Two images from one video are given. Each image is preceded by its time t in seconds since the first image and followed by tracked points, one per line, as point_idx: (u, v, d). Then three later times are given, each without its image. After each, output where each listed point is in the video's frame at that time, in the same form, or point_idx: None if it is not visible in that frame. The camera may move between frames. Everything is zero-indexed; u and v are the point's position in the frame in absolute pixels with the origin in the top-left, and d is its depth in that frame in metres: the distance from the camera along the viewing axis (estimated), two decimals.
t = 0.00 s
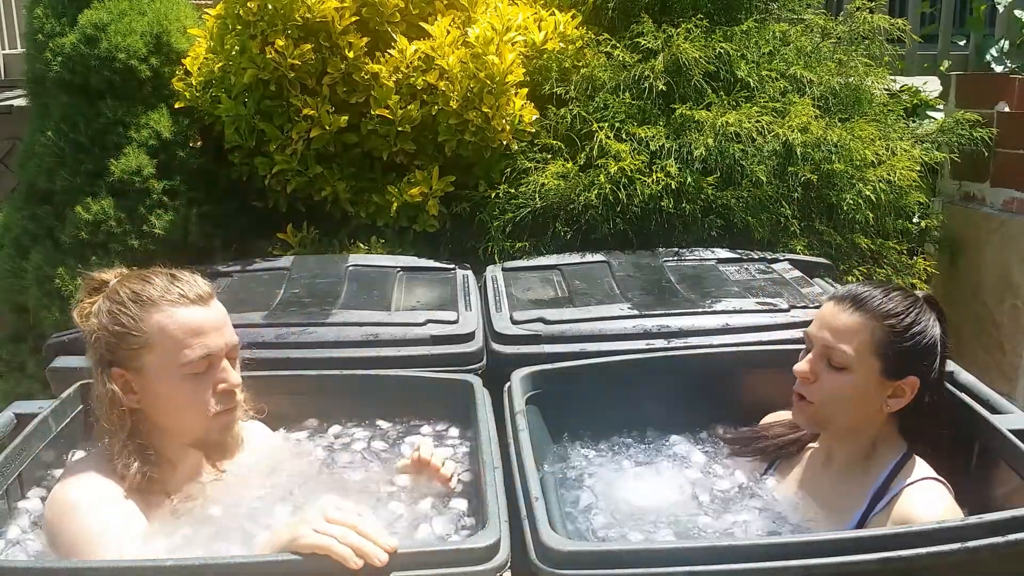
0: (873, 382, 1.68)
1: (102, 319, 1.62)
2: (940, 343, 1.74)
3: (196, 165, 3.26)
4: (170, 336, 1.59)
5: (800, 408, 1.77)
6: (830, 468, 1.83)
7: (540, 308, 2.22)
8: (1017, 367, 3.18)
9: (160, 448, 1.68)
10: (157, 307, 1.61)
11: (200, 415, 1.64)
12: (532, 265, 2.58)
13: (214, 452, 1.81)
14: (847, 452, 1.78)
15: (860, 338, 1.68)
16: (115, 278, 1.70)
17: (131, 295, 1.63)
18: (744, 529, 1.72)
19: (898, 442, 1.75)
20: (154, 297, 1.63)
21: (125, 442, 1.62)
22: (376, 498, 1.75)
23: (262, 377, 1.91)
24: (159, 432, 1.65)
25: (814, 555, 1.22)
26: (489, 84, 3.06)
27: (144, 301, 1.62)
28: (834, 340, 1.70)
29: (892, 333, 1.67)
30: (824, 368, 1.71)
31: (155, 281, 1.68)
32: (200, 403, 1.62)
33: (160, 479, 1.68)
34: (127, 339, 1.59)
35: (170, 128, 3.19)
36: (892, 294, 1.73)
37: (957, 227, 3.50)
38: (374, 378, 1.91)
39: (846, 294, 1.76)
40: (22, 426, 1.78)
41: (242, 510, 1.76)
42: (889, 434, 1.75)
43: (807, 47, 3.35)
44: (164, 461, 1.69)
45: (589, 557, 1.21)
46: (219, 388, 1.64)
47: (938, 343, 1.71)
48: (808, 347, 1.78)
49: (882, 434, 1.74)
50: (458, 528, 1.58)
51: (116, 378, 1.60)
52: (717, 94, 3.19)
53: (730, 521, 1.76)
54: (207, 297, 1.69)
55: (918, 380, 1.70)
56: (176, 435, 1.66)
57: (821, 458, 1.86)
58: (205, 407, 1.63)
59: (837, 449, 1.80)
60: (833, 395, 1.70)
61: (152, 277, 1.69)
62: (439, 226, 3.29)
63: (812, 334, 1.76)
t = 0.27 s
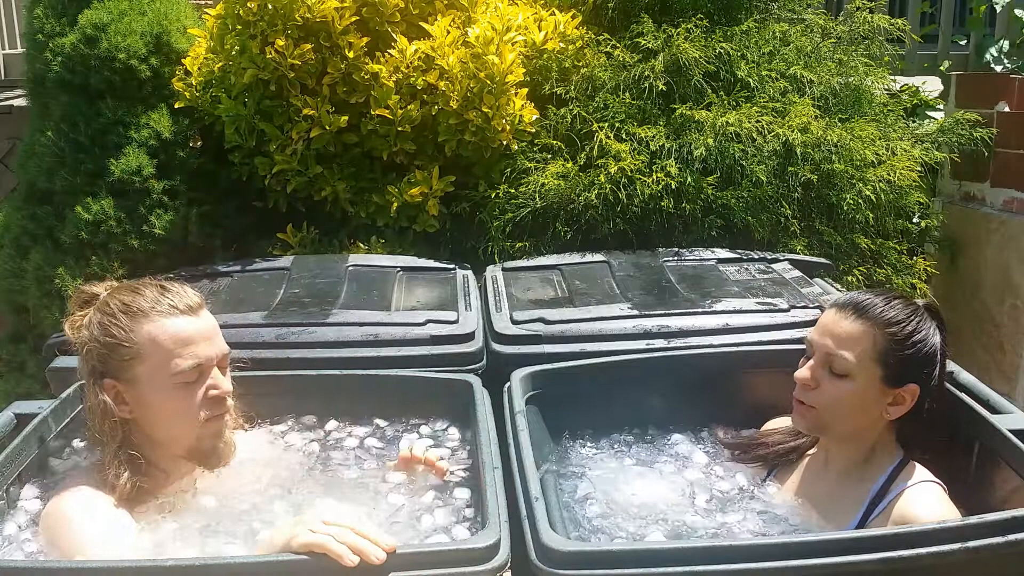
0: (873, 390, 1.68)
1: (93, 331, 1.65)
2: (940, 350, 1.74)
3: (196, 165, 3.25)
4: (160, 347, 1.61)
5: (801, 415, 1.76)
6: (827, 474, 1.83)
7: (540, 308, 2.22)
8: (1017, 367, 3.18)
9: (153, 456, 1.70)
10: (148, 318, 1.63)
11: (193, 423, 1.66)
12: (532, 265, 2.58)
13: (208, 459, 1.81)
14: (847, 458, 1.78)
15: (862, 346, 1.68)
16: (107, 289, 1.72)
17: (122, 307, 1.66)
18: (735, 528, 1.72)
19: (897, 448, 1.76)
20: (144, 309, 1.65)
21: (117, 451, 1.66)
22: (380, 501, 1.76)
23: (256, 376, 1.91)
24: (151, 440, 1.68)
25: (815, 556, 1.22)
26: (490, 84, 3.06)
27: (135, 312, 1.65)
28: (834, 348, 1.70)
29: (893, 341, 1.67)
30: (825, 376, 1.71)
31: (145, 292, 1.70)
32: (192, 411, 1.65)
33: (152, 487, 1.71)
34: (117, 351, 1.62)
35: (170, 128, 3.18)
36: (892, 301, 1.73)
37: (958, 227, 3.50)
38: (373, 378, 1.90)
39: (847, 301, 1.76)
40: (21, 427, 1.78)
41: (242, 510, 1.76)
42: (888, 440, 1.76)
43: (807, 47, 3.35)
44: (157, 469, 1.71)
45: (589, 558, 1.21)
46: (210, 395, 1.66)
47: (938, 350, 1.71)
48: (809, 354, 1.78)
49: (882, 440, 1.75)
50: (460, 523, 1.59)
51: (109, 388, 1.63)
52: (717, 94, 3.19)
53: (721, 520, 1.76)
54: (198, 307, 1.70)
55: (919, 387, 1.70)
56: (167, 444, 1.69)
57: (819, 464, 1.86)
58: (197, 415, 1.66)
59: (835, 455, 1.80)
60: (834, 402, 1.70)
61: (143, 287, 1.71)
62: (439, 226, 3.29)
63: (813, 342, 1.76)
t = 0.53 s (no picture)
0: (873, 395, 1.68)
1: (85, 337, 1.67)
2: (940, 356, 1.74)
3: (196, 165, 3.25)
4: (151, 353, 1.64)
5: (800, 419, 1.76)
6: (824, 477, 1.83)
7: (540, 308, 2.22)
8: (1017, 368, 3.18)
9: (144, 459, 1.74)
10: (139, 325, 1.66)
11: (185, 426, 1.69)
12: (532, 266, 2.58)
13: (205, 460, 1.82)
14: (845, 461, 1.78)
15: (864, 350, 1.68)
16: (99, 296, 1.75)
17: (114, 313, 1.68)
18: (736, 531, 1.72)
19: (894, 450, 1.77)
20: (136, 315, 1.67)
21: (106, 455, 1.69)
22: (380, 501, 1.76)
23: (244, 378, 1.91)
24: (143, 442, 1.71)
25: (816, 556, 1.22)
26: (490, 84, 3.06)
27: (126, 319, 1.67)
28: (835, 352, 1.70)
29: (894, 347, 1.67)
30: (825, 380, 1.71)
31: (136, 298, 1.72)
32: (184, 415, 1.68)
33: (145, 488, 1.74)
34: (109, 357, 1.64)
35: (170, 127, 3.18)
36: (893, 308, 1.73)
37: (957, 227, 3.50)
38: (373, 379, 1.90)
39: (848, 307, 1.76)
40: (22, 426, 1.77)
41: (243, 509, 1.75)
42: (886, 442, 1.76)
43: (807, 47, 3.35)
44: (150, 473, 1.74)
45: (590, 558, 1.21)
46: (202, 398, 1.70)
47: (937, 356, 1.72)
48: (809, 358, 1.78)
49: (880, 442, 1.76)
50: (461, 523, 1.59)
51: (100, 394, 1.66)
52: (717, 94, 3.19)
53: (722, 523, 1.75)
54: (189, 312, 1.73)
55: (918, 393, 1.70)
56: (159, 447, 1.71)
57: (815, 467, 1.86)
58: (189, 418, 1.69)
59: (832, 458, 1.80)
60: (834, 406, 1.70)
61: (134, 294, 1.73)
62: (439, 226, 3.29)
63: (813, 346, 1.76)
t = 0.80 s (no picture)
0: (872, 395, 1.68)
1: (81, 347, 1.66)
2: (938, 358, 1.75)
3: (196, 165, 3.25)
4: (148, 363, 1.63)
5: (800, 419, 1.76)
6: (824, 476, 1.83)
7: (540, 308, 2.22)
8: (1017, 368, 3.18)
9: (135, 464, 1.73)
10: (135, 334, 1.65)
11: (180, 434, 1.69)
12: (532, 265, 2.58)
13: (199, 467, 1.80)
14: (843, 460, 1.78)
15: (863, 351, 1.68)
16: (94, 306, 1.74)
17: (109, 323, 1.67)
18: (738, 530, 1.72)
19: (896, 450, 1.76)
20: (132, 325, 1.67)
21: (95, 460, 1.68)
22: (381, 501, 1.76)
23: (234, 379, 1.92)
24: (137, 448, 1.70)
25: (816, 556, 1.22)
26: (490, 84, 3.06)
27: (122, 328, 1.66)
28: (834, 353, 1.70)
29: (892, 348, 1.67)
30: (825, 380, 1.71)
31: (132, 308, 1.71)
32: (181, 424, 1.68)
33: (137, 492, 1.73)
34: (105, 367, 1.64)
35: (170, 127, 3.18)
36: (891, 310, 1.73)
37: (957, 227, 3.50)
38: (373, 379, 1.90)
39: (847, 308, 1.76)
40: (22, 426, 1.77)
41: (244, 507, 1.75)
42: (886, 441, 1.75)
43: (807, 47, 3.35)
44: (145, 483, 1.73)
45: (590, 558, 1.21)
46: (198, 408, 1.70)
47: (935, 359, 1.72)
48: (808, 359, 1.78)
49: (880, 442, 1.75)
50: (460, 523, 1.59)
51: (95, 404, 1.65)
52: (717, 94, 3.19)
53: (723, 523, 1.75)
54: (184, 322, 1.73)
55: (916, 395, 1.70)
56: (155, 456, 1.71)
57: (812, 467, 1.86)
58: (185, 427, 1.69)
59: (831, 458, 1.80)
60: (833, 406, 1.70)
61: (130, 304, 1.73)
62: (439, 226, 3.29)
63: (813, 347, 1.77)
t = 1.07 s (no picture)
0: (871, 397, 1.68)
1: (71, 356, 1.65)
2: (936, 359, 1.75)
3: (196, 165, 3.25)
4: (140, 368, 1.63)
5: (800, 420, 1.76)
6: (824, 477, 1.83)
7: (540, 308, 2.22)
8: (1017, 368, 3.18)
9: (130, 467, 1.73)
10: (125, 340, 1.65)
11: (176, 437, 1.69)
12: (532, 265, 2.58)
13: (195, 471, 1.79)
14: (843, 462, 1.78)
15: (862, 352, 1.68)
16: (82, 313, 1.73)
17: (98, 329, 1.66)
18: (733, 530, 1.71)
19: (895, 450, 1.76)
20: (121, 330, 1.66)
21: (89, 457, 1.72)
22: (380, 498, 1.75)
23: (233, 378, 1.92)
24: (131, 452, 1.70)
25: (816, 556, 1.22)
26: (490, 84, 3.06)
27: (112, 334, 1.65)
28: (833, 354, 1.70)
29: (891, 349, 1.67)
30: (824, 382, 1.71)
31: (120, 313, 1.71)
32: (176, 427, 1.68)
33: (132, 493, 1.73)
34: (96, 374, 1.63)
35: (170, 128, 3.18)
36: (890, 311, 1.74)
37: (957, 227, 3.50)
38: (373, 379, 1.90)
39: (846, 309, 1.77)
40: (22, 426, 1.78)
41: (244, 507, 1.75)
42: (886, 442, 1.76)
43: (807, 47, 3.35)
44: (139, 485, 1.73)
45: (589, 558, 1.21)
46: (193, 410, 1.71)
47: (933, 360, 1.72)
48: (808, 361, 1.78)
49: (880, 443, 1.75)
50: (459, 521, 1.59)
51: (88, 411, 1.65)
52: (717, 94, 3.19)
53: (720, 522, 1.75)
54: (174, 325, 1.72)
55: (914, 396, 1.70)
56: (150, 460, 1.71)
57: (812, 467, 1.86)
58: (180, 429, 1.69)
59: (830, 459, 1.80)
60: (832, 408, 1.70)
61: (119, 310, 1.72)
62: (439, 226, 3.29)
63: (812, 348, 1.76)
